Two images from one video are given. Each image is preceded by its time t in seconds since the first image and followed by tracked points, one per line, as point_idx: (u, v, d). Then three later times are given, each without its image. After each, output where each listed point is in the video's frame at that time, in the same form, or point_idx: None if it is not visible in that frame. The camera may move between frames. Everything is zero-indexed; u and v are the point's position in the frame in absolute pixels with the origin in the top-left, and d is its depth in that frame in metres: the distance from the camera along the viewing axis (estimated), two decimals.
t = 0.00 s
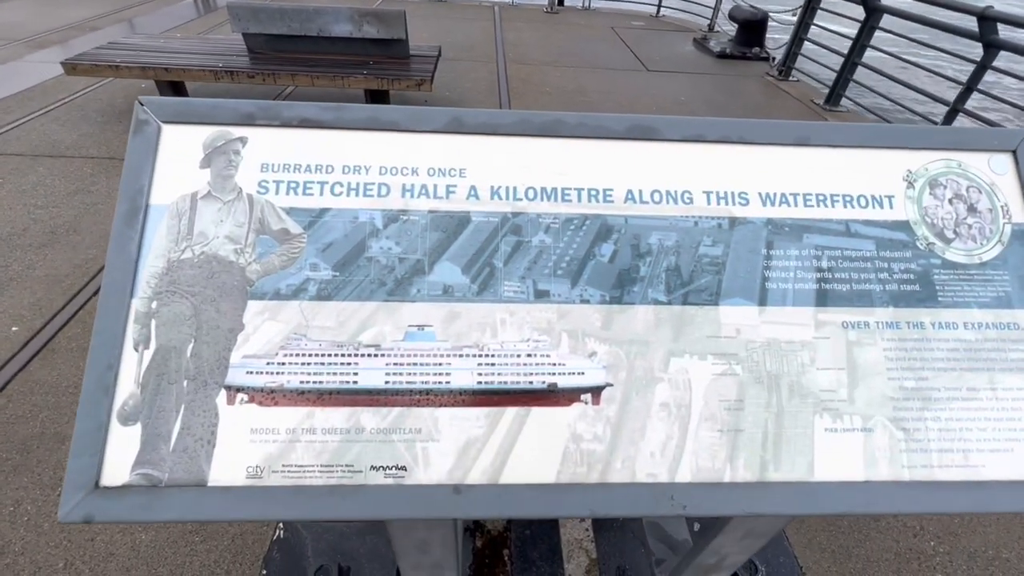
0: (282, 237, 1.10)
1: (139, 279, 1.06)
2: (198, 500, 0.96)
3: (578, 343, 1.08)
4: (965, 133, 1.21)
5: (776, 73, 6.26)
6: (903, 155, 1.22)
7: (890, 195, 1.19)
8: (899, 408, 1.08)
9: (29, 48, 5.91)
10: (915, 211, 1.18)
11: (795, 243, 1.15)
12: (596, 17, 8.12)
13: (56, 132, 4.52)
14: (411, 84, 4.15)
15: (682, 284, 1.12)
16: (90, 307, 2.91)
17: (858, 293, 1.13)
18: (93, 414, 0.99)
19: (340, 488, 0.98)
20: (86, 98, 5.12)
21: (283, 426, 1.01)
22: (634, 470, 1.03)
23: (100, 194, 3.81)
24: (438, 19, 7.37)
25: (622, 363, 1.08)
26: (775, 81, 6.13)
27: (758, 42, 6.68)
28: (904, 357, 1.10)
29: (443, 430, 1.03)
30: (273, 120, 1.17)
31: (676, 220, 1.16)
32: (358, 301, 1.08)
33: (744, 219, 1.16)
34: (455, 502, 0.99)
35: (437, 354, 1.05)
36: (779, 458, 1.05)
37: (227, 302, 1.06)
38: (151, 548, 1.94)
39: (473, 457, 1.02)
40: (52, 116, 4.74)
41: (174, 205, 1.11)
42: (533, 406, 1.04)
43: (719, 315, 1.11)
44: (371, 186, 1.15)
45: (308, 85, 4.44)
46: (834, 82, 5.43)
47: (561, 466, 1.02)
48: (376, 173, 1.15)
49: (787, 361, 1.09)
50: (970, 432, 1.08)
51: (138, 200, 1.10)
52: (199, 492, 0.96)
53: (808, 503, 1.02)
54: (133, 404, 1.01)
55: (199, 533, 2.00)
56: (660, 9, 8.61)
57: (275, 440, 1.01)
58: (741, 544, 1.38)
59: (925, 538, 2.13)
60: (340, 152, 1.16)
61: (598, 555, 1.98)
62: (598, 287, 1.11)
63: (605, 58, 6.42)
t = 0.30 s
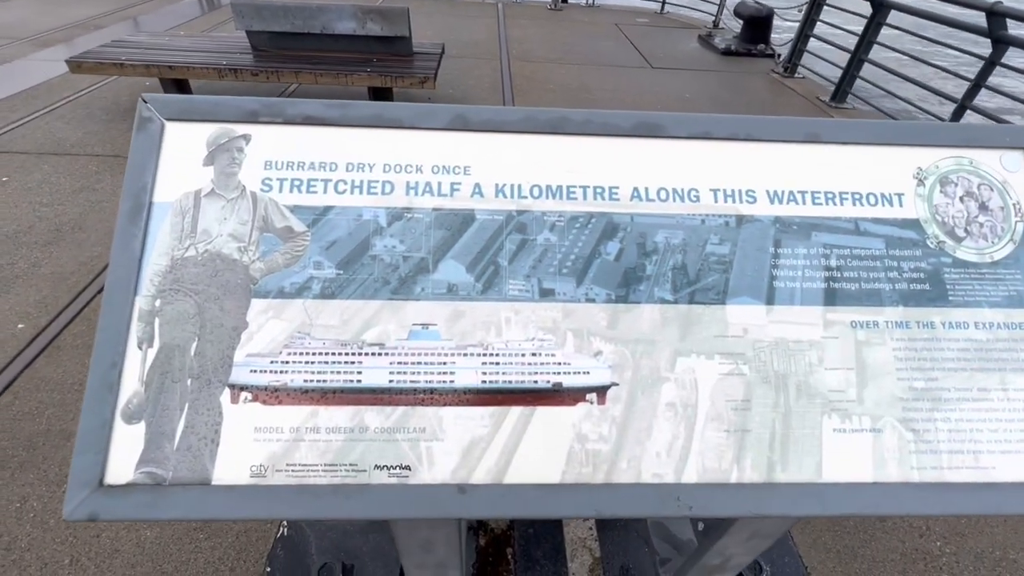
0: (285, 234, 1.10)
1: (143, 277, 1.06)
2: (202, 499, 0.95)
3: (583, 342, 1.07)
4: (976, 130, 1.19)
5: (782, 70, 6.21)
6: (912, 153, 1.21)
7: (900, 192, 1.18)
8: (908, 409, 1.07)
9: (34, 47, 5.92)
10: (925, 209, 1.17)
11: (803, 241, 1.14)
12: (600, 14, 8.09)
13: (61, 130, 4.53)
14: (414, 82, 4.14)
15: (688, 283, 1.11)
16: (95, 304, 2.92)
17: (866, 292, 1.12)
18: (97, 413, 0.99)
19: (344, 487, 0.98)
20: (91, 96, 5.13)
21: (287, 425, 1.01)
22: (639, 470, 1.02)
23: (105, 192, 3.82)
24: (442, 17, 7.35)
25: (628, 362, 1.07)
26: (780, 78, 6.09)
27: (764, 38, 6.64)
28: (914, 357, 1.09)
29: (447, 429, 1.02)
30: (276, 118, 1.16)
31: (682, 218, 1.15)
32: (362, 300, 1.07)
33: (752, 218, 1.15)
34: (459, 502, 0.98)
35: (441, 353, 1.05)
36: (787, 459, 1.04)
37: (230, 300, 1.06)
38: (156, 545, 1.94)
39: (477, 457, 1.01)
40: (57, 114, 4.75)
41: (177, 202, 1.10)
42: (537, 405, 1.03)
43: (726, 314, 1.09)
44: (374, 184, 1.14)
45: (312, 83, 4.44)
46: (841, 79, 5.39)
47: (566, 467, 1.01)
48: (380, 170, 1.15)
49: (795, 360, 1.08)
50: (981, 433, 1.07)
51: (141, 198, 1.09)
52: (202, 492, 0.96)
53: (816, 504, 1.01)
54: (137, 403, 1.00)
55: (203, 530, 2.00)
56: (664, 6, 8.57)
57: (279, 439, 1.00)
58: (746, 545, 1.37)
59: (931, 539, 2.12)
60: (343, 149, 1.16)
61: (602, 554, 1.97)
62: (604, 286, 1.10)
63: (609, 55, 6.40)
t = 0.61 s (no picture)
0: (294, 234, 1.09)
1: (152, 276, 1.06)
2: (213, 498, 0.95)
3: (593, 342, 1.06)
4: (990, 127, 1.18)
5: (788, 67, 6.17)
6: (925, 150, 1.19)
7: (912, 190, 1.16)
8: (922, 409, 1.06)
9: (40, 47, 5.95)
10: (939, 208, 1.16)
11: (815, 240, 1.13)
12: (604, 12, 8.06)
13: (68, 130, 4.54)
14: (418, 81, 4.13)
15: (699, 282, 1.10)
16: (102, 303, 2.93)
17: (879, 292, 1.11)
18: (107, 412, 0.99)
19: (354, 486, 0.98)
20: (97, 96, 5.15)
21: (296, 425, 1.01)
22: (650, 471, 1.02)
23: (111, 192, 3.83)
24: (446, 16, 7.34)
25: (639, 361, 1.06)
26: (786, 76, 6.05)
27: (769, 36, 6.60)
28: (928, 357, 1.08)
29: (457, 429, 1.02)
30: (285, 116, 1.16)
31: (693, 217, 1.14)
32: (371, 299, 1.07)
33: (763, 216, 1.14)
34: (469, 502, 0.98)
35: (450, 352, 1.04)
36: (799, 459, 1.03)
37: (240, 299, 1.06)
38: (163, 543, 1.95)
39: (487, 456, 1.01)
40: (64, 114, 4.77)
41: (186, 202, 1.10)
42: (547, 405, 1.03)
43: (737, 313, 1.09)
44: (383, 183, 1.14)
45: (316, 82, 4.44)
46: (847, 76, 5.35)
47: (576, 467, 1.01)
48: (388, 169, 1.14)
49: (807, 361, 1.07)
50: (996, 434, 1.05)
51: (151, 197, 1.09)
52: (213, 491, 0.96)
53: (828, 505, 1.00)
54: (147, 402, 1.00)
55: (210, 528, 2.01)
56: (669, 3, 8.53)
57: (289, 438, 1.00)
58: (756, 545, 1.36)
59: (941, 540, 2.10)
60: (351, 148, 1.15)
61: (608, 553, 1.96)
62: (614, 285, 1.10)
63: (613, 54, 6.38)
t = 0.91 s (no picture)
0: (306, 233, 1.10)
1: (166, 276, 1.06)
2: (227, 496, 0.96)
3: (605, 340, 1.06)
4: (1002, 125, 1.18)
5: (792, 65, 6.15)
6: (936, 148, 1.19)
7: (925, 188, 1.16)
8: (935, 407, 1.06)
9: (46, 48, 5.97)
10: (952, 206, 1.15)
11: (827, 238, 1.13)
12: (607, 10, 8.05)
13: (74, 130, 4.56)
14: (422, 80, 4.13)
15: (711, 281, 1.10)
16: (109, 303, 2.94)
17: (892, 290, 1.10)
18: (122, 411, 1.00)
19: (367, 485, 0.98)
20: (103, 96, 5.17)
21: (310, 423, 1.01)
22: (663, 470, 1.02)
23: (116, 192, 3.84)
24: (450, 15, 7.34)
25: (651, 360, 1.06)
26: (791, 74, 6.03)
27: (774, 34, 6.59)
28: (941, 355, 1.08)
29: (469, 427, 1.02)
30: (296, 116, 1.16)
31: (704, 215, 1.14)
32: (384, 298, 1.07)
33: (775, 215, 1.14)
34: (482, 500, 0.98)
35: (463, 351, 1.04)
36: (812, 458, 1.03)
37: (253, 298, 1.06)
38: (173, 541, 1.95)
39: (500, 455, 1.01)
40: (70, 115, 4.79)
41: (199, 201, 1.10)
42: (559, 404, 1.03)
43: (748, 311, 1.09)
44: (394, 182, 1.14)
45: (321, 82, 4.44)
46: (852, 74, 5.33)
47: (589, 466, 1.01)
48: (400, 168, 1.15)
49: (820, 359, 1.07)
50: (1010, 432, 1.05)
51: (164, 197, 1.10)
52: (228, 489, 0.96)
53: (842, 504, 1.00)
54: (162, 401, 1.01)
55: (219, 527, 2.02)
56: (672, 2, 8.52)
57: (302, 437, 1.00)
58: (767, 544, 1.36)
59: (949, 539, 2.09)
60: (363, 147, 1.15)
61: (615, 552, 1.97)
62: (626, 284, 1.10)
63: (617, 52, 6.37)
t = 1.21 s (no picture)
0: (316, 232, 1.09)
1: (176, 276, 1.06)
2: (239, 498, 0.95)
3: (617, 340, 1.05)
4: (1015, 121, 1.17)
5: (795, 63, 6.13)
6: (949, 145, 1.18)
7: (938, 185, 1.15)
8: (950, 406, 1.05)
9: (48, 48, 5.97)
10: (966, 203, 1.15)
11: (840, 236, 1.12)
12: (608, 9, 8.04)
13: (77, 131, 4.56)
14: (424, 80, 4.12)
15: (724, 280, 1.10)
16: (113, 303, 2.94)
17: (906, 288, 1.10)
18: (133, 412, 0.99)
19: (380, 486, 0.97)
20: (105, 97, 5.17)
21: (322, 424, 1.00)
22: (677, 470, 1.01)
23: (119, 192, 3.84)
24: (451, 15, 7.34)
25: (663, 359, 1.05)
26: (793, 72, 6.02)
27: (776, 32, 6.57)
28: (957, 354, 1.07)
29: (482, 427, 1.01)
30: (305, 114, 1.15)
31: (717, 214, 1.14)
32: (395, 298, 1.07)
33: (788, 213, 1.13)
34: (496, 500, 0.97)
35: (475, 351, 1.04)
36: (827, 458, 1.02)
37: (264, 298, 1.05)
38: (179, 542, 1.95)
39: (512, 455, 1.00)
40: (73, 115, 4.79)
41: (209, 201, 1.10)
42: (572, 403, 1.02)
43: (761, 310, 1.08)
44: (404, 181, 1.13)
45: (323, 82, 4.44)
46: (855, 72, 5.31)
47: (602, 466, 1.00)
48: (410, 167, 1.14)
49: (834, 358, 1.06)
50: None
51: (173, 197, 1.09)
52: (240, 490, 0.96)
53: (858, 504, 0.99)
54: (173, 401, 1.00)
55: (225, 527, 2.01)
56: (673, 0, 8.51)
57: (314, 437, 1.00)
58: (779, 544, 1.35)
59: (957, 538, 2.09)
60: (373, 146, 1.15)
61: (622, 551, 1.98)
62: (638, 282, 1.09)
63: (619, 51, 6.36)
